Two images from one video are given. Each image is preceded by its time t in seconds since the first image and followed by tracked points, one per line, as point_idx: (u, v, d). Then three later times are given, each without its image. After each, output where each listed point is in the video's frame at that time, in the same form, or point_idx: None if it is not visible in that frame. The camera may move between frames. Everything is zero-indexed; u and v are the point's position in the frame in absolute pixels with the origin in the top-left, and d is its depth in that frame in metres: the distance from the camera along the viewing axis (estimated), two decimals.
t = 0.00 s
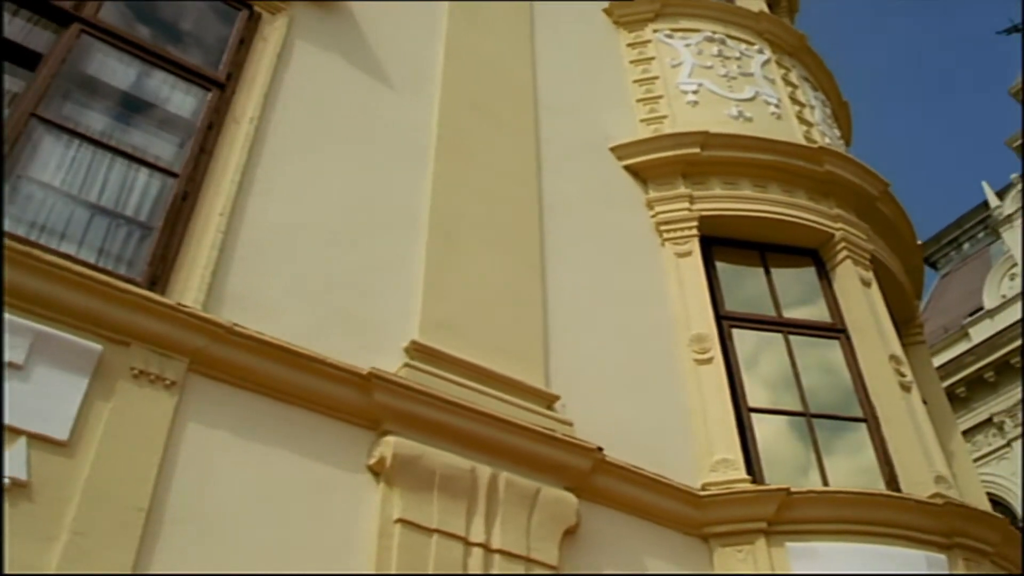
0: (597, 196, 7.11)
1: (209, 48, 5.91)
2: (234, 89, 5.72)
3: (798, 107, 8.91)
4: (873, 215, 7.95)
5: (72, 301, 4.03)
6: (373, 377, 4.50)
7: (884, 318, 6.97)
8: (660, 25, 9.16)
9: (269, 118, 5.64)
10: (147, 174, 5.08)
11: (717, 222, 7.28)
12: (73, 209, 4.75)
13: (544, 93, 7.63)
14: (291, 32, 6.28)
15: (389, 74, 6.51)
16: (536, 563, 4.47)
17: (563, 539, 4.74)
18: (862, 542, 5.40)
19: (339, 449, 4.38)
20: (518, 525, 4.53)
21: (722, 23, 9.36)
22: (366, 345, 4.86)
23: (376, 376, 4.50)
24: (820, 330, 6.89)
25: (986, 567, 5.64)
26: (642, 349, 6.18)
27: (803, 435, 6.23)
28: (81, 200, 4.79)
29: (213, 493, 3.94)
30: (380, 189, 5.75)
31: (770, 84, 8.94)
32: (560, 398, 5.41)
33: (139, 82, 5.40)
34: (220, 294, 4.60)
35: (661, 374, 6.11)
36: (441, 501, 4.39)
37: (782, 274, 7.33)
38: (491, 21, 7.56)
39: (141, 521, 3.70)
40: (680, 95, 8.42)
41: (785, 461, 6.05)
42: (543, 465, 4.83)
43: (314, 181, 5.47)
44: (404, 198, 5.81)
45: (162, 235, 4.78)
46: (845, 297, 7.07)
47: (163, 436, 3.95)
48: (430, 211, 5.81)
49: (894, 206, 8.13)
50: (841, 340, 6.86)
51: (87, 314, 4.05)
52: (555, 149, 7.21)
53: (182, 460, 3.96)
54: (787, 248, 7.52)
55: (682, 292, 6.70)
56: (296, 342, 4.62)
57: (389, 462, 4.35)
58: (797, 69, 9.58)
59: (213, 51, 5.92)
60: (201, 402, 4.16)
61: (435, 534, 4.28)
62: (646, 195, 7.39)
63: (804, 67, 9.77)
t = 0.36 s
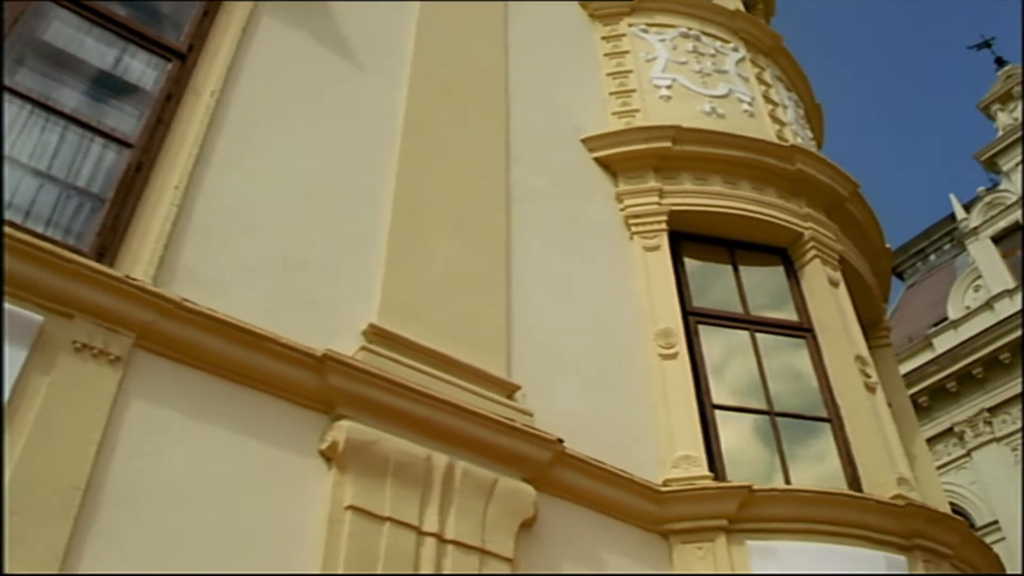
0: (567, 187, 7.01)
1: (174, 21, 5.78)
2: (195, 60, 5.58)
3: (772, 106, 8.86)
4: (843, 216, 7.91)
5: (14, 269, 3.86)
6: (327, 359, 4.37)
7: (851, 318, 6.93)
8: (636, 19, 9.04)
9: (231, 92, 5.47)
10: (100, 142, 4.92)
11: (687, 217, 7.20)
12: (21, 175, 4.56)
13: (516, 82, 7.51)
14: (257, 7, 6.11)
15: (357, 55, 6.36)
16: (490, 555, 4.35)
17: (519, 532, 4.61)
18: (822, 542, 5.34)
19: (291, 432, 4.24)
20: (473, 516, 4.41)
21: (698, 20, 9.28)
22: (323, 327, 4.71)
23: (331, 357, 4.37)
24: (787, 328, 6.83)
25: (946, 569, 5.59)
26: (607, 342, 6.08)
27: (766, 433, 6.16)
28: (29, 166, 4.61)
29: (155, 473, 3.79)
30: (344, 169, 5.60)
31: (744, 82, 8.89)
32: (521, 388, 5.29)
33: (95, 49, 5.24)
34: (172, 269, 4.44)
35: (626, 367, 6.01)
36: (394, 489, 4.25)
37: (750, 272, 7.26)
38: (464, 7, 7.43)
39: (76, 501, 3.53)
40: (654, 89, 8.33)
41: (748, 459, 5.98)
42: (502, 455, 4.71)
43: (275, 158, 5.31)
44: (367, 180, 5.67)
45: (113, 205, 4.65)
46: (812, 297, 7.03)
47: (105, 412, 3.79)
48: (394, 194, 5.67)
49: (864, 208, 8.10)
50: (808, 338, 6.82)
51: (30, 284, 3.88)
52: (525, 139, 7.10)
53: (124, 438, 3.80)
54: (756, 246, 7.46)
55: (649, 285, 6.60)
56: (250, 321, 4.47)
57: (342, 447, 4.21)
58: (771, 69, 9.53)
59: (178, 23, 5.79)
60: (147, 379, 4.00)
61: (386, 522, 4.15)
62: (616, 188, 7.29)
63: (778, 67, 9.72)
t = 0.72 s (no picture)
0: (535, 178, 6.90)
1: None
2: (154, 30, 5.44)
3: (745, 105, 8.80)
4: (813, 217, 7.86)
5: None
6: (280, 339, 4.22)
7: (819, 318, 6.87)
8: (611, 14, 8.94)
9: (191, 64, 5.31)
10: (51, 106, 4.73)
11: (656, 211, 7.12)
12: None
13: (487, 70, 7.39)
14: None
15: (323, 35, 6.21)
16: (443, 546, 4.22)
17: (475, 523, 4.49)
18: (783, 542, 5.27)
19: (240, 414, 4.09)
20: (427, 505, 4.29)
21: (673, 16, 9.19)
22: (278, 307, 4.57)
23: (285, 338, 4.22)
24: (754, 326, 6.76)
25: (906, 572, 5.54)
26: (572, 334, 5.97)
27: (730, 431, 6.08)
28: None
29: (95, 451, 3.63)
30: (306, 150, 5.45)
31: (717, 80, 8.83)
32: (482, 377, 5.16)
33: (50, 12, 5.06)
34: (121, 242, 4.28)
35: (590, 360, 5.90)
36: (346, 475, 4.12)
37: (718, 269, 7.19)
38: None
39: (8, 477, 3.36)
40: (627, 83, 8.24)
41: (711, 456, 5.89)
42: (459, 445, 4.59)
43: (235, 134, 5.15)
44: (330, 161, 5.52)
45: (61, 173, 4.49)
46: (780, 296, 6.98)
47: (43, 386, 3.61)
48: (357, 177, 5.53)
49: (834, 210, 8.06)
50: (774, 337, 6.76)
51: None
52: (494, 128, 6.98)
53: (62, 413, 3.63)
54: (725, 243, 7.39)
55: (616, 279, 6.50)
56: (202, 298, 4.31)
57: (293, 431, 4.07)
58: (745, 68, 9.47)
59: None
60: (89, 354, 3.83)
61: (337, 508, 4.01)
62: (585, 180, 7.20)
63: (752, 67, 9.67)
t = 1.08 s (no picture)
0: (505, 166, 6.77)
1: None
2: None
3: (719, 102, 8.73)
4: (784, 215, 7.79)
5: None
6: (233, 317, 4.07)
7: (787, 317, 6.80)
8: (587, 5, 8.82)
9: (151, 34, 5.13)
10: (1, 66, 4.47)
11: (627, 204, 7.02)
12: None
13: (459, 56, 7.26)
14: None
15: (291, 13, 6.05)
16: (396, 535, 4.08)
17: (430, 513, 4.35)
18: (744, 540, 5.19)
19: (188, 392, 3.93)
20: (381, 493, 4.15)
21: (650, 10, 9.10)
22: (232, 284, 4.41)
23: (238, 315, 4.08)
24: (722, 323, 6.68)
25: (869, 573, 5.47)
26: (537, 325, 5.84)
27: (696, 427, 5.98)
28: None
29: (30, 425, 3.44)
30: (269, 126, 5.29)
31: (692, 76, 8.75)
32: (443, 364, 5.03)
33: None
34: (69, 211, 4.10)
35: (555, 352, 5.78)
36: (297, 460, 3.97)
37: (688, 264, 7.10)
38: None
39: None
40: (601, 75, 8.14)
41: (675, 452, 5.79)
42: (415, 432, 4.45)
43: (195, 106, 4.98)
44: (293, 139, 5.37)
45: (11, 133, 4.22)
46: (749, 293, 6.90)
47: None
48: (320, 157, 5.38)
49: (805, 209, 8.00)
50: (742, 335, 6.68)
51: None
52: (464, 114, 6.85)
53: None
54: (696, 239, 7.30)
55: (584, 270, 6.39)
56: (152, 271, 4.15)
57: (242, 411, 3.91)
58: (720, 66, 9.40)
59: None
60: (30, 324, 3.65)
61: (286, 493, 3.86)
62: (556, 171, 7.09)
63: (728, 65, 9.60)
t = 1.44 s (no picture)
0: (475, 153, 6.63)
1: None
2: None
3: (694, 98, 8.64)
4: (757, 214, 7.72)
5: None
6: (184, 292, 3.92)
7: (757, 314, 6.72)
8: None
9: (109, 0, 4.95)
10: None
11: (597, 196, 6.91)
12: None
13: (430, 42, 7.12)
14: None
15: None
16: (348, 524, 3.94)
17: (385, 503, 4.21)
18: (707, 537, 5.08)
19: (133, 369, 3.76)
20: (334, 480, 4.00)
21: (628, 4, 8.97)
22: (185, 260, 4.24)
23: (188, 291, 3.93)
24: (691, 319, 6.58)
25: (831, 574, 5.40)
26: (503, 314, 5.71)
27: (661, 423, 5.88)
28: None
29: None
30: (230, 101, 5.12)
31: (668, 71, 8.65)
32: (404, 350, 4.88)
33: None
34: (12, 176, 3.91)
35: (520, 342, 5.65)
36: (247, 443, 3.81)
37: (658, 259, 7.00)
38: None
39: None
40: (576, 67, 8.03)
41: (640, 447, 5.69)
42: (372, 418, 4.33)
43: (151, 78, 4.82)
44: (255, 115, 5.20)
45: None
46: (719, 289, 6.82)
47: None
48: (283, 135, 5.22)
49: (777, 208, 7.95)
50: (710, 331, 6.59)
51: None
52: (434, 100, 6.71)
53: None
54: (667, 234, 7.21)
55: (553, 261, 6.27)
56: (100, 243, 3.97)
57: (190, 390, 3.75)
58: (697, 63, 9.30)
59: None
60: None
61: (234, 477, 3.70)
62: (527, 160, 6.96)
63: (705, 62, 9.49)
